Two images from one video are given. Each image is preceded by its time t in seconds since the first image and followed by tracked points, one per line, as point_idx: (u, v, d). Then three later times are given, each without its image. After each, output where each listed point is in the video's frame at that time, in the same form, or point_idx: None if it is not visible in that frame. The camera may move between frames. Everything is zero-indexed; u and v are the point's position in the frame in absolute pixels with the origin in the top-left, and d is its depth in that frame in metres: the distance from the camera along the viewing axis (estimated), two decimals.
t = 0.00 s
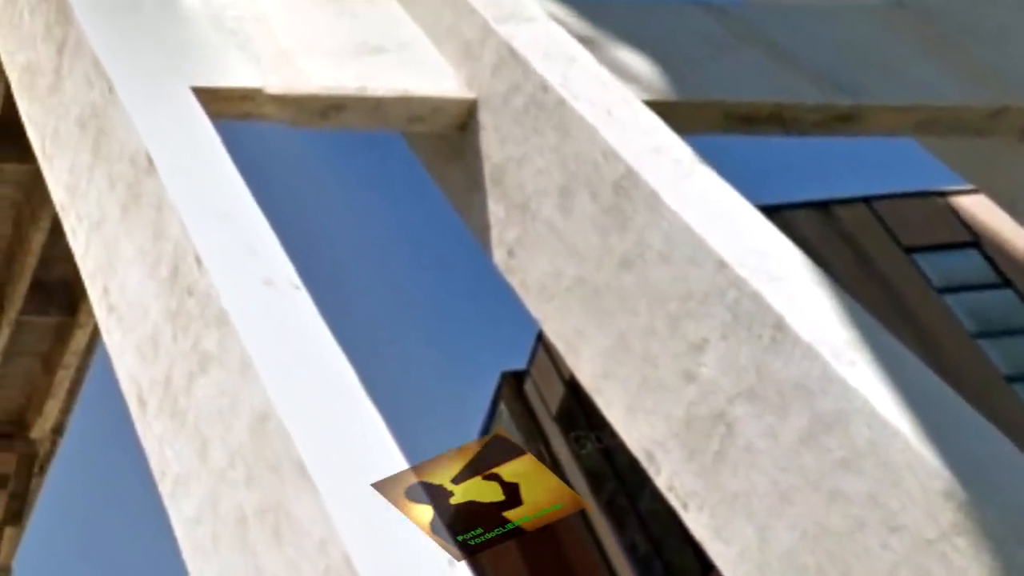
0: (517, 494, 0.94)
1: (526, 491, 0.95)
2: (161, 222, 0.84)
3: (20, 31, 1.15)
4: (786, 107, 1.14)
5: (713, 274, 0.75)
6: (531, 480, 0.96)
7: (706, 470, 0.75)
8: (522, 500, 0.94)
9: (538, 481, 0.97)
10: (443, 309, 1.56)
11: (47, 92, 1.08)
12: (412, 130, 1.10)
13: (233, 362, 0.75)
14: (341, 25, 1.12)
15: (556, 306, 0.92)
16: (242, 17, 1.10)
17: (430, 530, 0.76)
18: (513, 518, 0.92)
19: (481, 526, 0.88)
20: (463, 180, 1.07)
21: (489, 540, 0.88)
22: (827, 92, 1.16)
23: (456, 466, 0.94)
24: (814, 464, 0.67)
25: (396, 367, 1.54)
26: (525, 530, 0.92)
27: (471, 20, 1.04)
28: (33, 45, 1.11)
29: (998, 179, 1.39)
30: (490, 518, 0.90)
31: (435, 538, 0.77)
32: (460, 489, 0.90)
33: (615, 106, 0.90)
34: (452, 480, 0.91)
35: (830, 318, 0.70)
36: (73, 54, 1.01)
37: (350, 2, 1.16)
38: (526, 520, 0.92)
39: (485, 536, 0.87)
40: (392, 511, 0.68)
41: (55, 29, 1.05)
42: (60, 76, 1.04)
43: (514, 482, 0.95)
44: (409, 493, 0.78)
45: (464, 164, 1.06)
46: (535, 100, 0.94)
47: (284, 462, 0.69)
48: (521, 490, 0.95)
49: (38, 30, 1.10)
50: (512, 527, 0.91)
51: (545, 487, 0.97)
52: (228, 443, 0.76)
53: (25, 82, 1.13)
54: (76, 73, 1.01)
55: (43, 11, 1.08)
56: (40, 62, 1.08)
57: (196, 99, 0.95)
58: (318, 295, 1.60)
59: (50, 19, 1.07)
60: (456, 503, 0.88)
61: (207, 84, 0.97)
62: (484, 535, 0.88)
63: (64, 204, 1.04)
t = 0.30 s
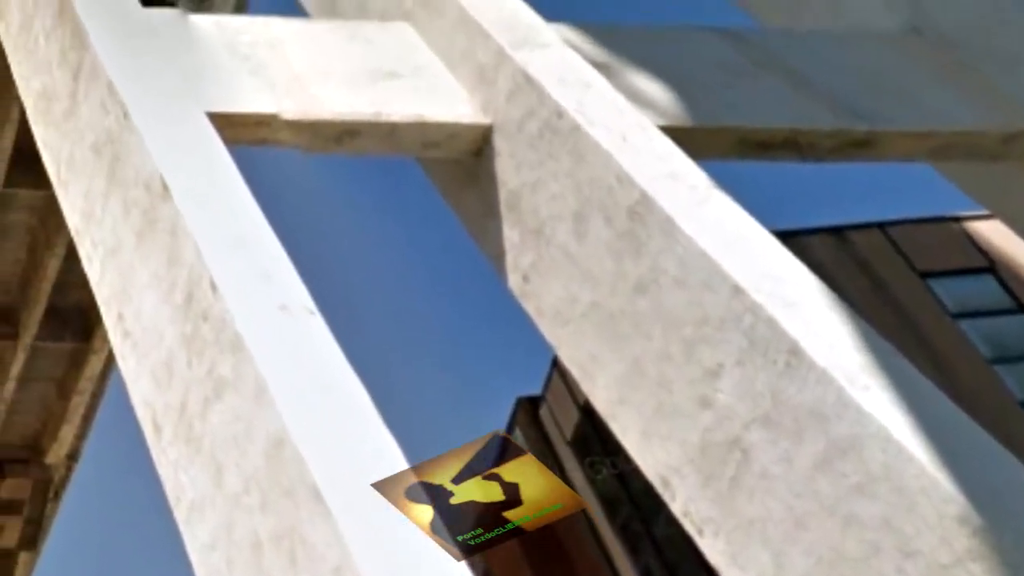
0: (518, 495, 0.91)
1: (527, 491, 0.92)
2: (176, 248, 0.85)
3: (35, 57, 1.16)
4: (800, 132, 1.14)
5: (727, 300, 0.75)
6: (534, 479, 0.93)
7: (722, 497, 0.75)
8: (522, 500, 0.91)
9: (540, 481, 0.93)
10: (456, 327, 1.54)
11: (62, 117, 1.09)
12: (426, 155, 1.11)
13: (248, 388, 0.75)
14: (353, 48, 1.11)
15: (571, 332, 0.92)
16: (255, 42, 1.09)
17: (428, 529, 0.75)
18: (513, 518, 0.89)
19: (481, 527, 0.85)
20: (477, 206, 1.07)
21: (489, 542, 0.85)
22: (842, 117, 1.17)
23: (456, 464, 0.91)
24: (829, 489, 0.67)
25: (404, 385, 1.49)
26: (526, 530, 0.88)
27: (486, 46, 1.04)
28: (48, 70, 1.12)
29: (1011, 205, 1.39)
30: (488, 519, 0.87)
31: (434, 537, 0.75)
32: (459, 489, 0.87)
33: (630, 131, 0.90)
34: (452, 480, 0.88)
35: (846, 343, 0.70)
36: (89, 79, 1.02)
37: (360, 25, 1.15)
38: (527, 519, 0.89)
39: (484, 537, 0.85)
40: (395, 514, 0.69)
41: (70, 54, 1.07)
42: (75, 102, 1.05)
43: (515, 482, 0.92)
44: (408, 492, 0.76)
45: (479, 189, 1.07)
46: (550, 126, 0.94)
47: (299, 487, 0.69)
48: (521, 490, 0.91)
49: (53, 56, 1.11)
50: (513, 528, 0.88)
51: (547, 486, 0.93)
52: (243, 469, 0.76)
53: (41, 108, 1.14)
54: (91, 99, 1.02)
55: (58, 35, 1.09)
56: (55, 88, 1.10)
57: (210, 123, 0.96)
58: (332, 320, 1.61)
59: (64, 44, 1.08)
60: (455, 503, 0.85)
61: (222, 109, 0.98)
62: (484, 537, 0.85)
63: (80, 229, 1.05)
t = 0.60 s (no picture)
0: (517, 495, 0.93)
1: (527, 491, 0.94)
2: (191, 273, 0.85)
3: (50, 81, 1.17)
4: (815, 158, 1.14)
5: (742, 325, 0.75)
6: (532, 480, 0.95)
7: (736, 522, 0.75)
8: (522, 501, 0.93)
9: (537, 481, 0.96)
10: (471, 344, 1.55)
11: (77, 142, 1.10)
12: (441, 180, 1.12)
13: (263, 413, 0.76)
14: (367, 73, 1.12)
15: (587, 356, 0.92)
16: (271, 68, 1.10)
17: (429, 529, 0.76)
18: (513, 518, 0.91)
19: (481, 527, 0.88)
20: (492, 231, 1.08)
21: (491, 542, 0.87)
22: (857, 144, 1.17)
23: (457, 464, 0.93)
24: (844, 515, 0.66)
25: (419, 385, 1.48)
26: (525, 530, 0.91)
27: (501, 71, 1.05)
28: (63, 95, 1.13)
29: None
30: (489, 519, 0.89)
31: (433, 537, 0.77)
32: (458, 488, 0.89)
33: (645, 157, 0.91)
34: (452, 480, 0.90)
35: (861, 369, 0.70)
36: (104, 105, 1.03)
37: (374, 50, 1.15)
38: (526, 520, 0.91)
39: (483, 537, 0.86)
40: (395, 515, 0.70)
41: (84, 80, 1.08)
42: (89, 127, 1.07)
43: (514, 482, 0.94)
44: (409, 493, 0.78)
45: (494, 214, 1.07)
46: (565, 151, 0.95)
47: (314, 511, 0.69)
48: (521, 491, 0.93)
49: (68, 81, 1.12)
50: (513, 528, 0.90)
51: (546, 488, 0.95)
52: (258, 493, 0.76)
53: (56, 132, 1.15)
54: (105, 124, 1.03)
55: (73, 61, 1.10)
56: (70, 113, 1.11)
57: (225, 148, 0.97)
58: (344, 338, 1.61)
59: (79, 69, 1.09)
60: (454, 503, 0.87)
61: (236, 134, 0.99)
62: (485, 537, 0.87)
63: (95, 254, 1.05)
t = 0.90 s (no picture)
0: (518, 496, 0.93)
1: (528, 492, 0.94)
2: (205, 298, 0.86)
3: (65, 107, 1.19)
4: (829, 183, 1.15)
5: (756, 349, 0.75)
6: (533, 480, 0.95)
7: (752, 547, 0.75)
8: (522, 502, 0.92)
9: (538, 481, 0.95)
10: (485, 369, 1.54)
11: (92, 167, 1.11)
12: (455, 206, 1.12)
13: (278, 439, 0.76)
14: (382, 98, 1.12)
15: (602, 383, 0.92)
16: (286, 93, 1.11)
17: (428, 529, 0.78)
18: (513, 518, 0.90)
19: (480, 526, 0.88)
20: (507, 256, 1.08)
21: (491, 540, 0.87)
22: (871, 168, 1.18)
23: (457, 464, 0.94)
24: (858, 540, 0.66)
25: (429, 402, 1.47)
26: (525, 530, 0.90)
27: (515, 96, 1.06)
28: (78, 120, 1.15)
29: None
30: (488, 519, 0.89)
31: (433, 537, 0.78)
32: (457, 487, 0.90)
33: (660, 182, 0.92)
34: (451, 480, 0.90)
35: (875, 394, 0.70)
36: (118, 130, 1.04)
37: (391, 76, 1.15)
38: (527, 520, 0.90)
39: (483, 537, 0.86)
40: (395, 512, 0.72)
41: (98, 104, 1.09)
42: (104, 153, 1.08)
43: (515, 482, 0.94)
44: (409, 493, 0.79)
45: (508, 240, 1.08)
46: (580, 176, 0.95)
47: (328, 536, 0.69)
48: (522, 491, 0.93)
49: (83, 106, 1.13)
50: (513, 528, 0.89)
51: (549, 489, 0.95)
52: (273, 518, 0.76)
53: (71, 157, 1.17)
54: (120, 149, 1.04)
55: (88, 87, 1.12)
56: (85, 137, 1.12)
57: (239, 173, 0.98)
58: (358, 365, 1.61)
59: (94, 94, 1.10)
60: (453, 502, 0.88)
61: (251, 159, 1.00)
62: (484, 536, 0.87)
63: (110, 280, 1.06)
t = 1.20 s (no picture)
0: (517, 496, 0.95)
1: (527, 492, 0.95)
2: (221, 324, 0.87)
3: (80, 132, 1.20)
4: (845, 208, 1.15)
5: (771, 374, 0.75)
6: (532, 479, 0.97)
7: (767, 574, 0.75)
8: (521, 502, 0.94)
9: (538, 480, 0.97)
10: (500, 392, 1.52)
11: (106, 193, 1.12)
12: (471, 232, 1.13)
13: (292, 464, 0.76)
14: (397, 124, 1.12)
15: (617, 408, 0.92)
16: (301, 118, 1.11)
17: (428, 529, 0.79)
18: (513, 518, 0.92)
19: (480, 526, 0.89)
20: (522, 282, 1.09)
21: (491, 541, 0.89)
22: (888, 194, 1.18)
23: (458, 463, 0.95)
24: (874, 566, 0.66)
25: (446, 430, 1.45)
26: (525, 530, 0.91)
27: (530, 121, 1.06)
28: (93, 146, 1.16)
29: None
30: (488, 519, 0.91)
31: (434, 536, 0.79)
32: (458, 488, 0.91)
33: (675, 208, 0.92)
34: (451, 480, 0.92)
35: (891, 419, 0.70)
36: (134, 156, 1.05)
37: (406, 101, 1.15)
38: (526, 520, 0.92)
39: (483, 537, 0.88)
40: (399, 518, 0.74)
41: (113, 130, 1.10)
42: (119, 179, 1.09)
43: (514, 482, 0.96)
44: (408, 493, 0.80)
45: (523, 265, 1.08)
46: (595, 202, 0.96)
47: (343, 561, 0.69)
48: (521, 491, 0.95)
49: (98, 131, 1.14)
50: (513, 528, 0.91)
51: (547, 488, 0.97)
52: (288, 543, 0.76)
53: (86, 183, 1.18)
54: (136, 174, 1.05)
55: (103, 112, 1.13)
56: (100, 163, 1.13)
57: (254, 199, 0.98)
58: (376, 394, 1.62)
59: (109, 119, 1.11)
60: (454, 503, 0.89)
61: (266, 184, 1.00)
62: (484, 536, 0.89)
63: (125, 304, 1.07)
